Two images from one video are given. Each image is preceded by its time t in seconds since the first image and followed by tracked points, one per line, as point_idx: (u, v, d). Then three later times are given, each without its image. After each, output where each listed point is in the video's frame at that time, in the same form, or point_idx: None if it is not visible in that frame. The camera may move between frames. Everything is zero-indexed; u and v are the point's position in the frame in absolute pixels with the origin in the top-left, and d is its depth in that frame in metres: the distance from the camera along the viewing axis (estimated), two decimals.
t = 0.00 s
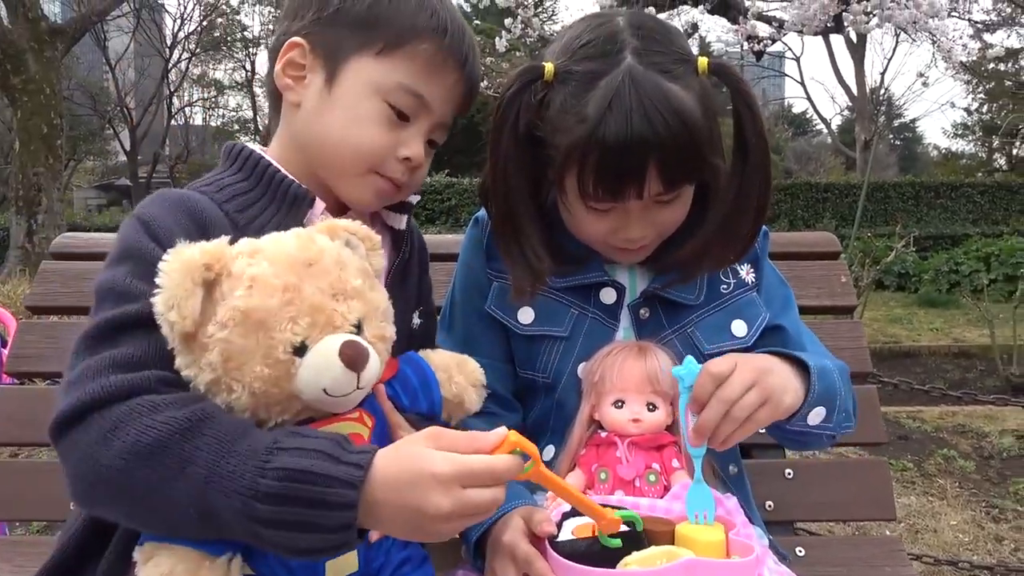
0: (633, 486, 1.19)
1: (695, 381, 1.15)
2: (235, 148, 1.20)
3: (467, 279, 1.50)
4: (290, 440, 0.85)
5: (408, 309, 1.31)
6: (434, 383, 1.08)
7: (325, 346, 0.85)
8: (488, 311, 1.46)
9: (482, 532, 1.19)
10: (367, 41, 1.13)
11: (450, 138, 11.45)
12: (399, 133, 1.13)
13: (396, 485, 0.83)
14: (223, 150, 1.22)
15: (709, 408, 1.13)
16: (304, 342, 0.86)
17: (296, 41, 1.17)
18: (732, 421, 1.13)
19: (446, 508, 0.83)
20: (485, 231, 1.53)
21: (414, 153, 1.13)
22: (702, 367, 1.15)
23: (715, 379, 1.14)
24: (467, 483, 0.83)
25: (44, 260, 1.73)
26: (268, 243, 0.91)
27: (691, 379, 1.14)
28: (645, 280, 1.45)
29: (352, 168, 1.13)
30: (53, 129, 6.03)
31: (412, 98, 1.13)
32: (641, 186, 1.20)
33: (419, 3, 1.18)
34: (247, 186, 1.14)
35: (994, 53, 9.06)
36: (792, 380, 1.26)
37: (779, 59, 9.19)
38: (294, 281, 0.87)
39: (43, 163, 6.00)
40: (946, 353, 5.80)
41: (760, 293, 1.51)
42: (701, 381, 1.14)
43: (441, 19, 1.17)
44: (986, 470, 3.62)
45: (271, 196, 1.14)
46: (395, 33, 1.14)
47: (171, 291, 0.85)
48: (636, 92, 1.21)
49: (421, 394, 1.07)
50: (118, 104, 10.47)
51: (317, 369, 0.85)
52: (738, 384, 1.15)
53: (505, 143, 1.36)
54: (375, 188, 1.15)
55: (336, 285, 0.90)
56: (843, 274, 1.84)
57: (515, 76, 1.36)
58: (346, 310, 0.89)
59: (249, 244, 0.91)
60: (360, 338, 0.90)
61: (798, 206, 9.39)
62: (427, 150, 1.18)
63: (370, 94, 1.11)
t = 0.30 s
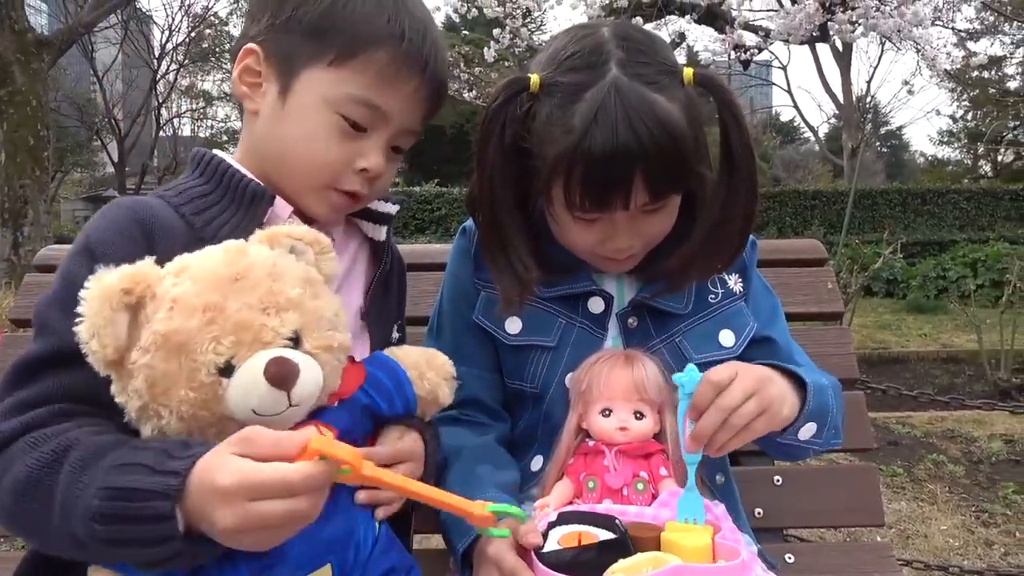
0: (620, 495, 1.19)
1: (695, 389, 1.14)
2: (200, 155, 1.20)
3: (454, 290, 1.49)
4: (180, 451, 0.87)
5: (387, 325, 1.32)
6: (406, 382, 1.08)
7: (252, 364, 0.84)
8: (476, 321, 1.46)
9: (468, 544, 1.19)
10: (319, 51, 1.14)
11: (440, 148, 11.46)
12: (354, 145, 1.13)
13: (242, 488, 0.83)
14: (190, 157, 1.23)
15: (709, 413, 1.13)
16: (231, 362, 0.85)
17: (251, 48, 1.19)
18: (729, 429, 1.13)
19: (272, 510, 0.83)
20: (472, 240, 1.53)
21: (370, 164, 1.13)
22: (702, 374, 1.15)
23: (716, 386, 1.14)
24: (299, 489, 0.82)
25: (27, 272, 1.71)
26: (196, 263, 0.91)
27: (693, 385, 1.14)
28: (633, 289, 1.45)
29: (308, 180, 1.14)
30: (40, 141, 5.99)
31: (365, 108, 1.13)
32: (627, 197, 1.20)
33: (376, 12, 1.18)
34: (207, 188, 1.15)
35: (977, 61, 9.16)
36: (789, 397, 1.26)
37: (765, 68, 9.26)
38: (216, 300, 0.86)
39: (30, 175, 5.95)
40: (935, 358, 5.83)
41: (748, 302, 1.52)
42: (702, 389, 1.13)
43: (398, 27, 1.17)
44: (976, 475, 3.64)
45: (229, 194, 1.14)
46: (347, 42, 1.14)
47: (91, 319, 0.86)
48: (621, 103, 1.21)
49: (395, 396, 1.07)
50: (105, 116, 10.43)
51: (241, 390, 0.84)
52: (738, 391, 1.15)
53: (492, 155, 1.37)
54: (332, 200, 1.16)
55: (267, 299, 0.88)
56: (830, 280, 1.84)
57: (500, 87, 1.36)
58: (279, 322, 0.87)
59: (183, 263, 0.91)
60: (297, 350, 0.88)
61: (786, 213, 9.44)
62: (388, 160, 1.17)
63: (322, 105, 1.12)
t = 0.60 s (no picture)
0: (618, 488, 1.19)
1: (755, 318, 1.18)
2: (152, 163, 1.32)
3: (451, 286, 1.49)
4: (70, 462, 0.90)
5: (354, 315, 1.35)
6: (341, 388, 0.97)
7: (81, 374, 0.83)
8: (473, 318, 1.46)
9: (467, 538, 1.20)
10: (240, 59, 1.16)
11: (436, 144, 11.45)
12: (283, 154, 1.15)
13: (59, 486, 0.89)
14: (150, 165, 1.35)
15: (747, 343, 1.17)
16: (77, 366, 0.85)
17: (184, 54, 1.26)
18: (752, 366, 1.18)
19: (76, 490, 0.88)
20: (469, 237, 1.53)
21: (297, 174, 1.15)
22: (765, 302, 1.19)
23: (770, 327, 1.18)
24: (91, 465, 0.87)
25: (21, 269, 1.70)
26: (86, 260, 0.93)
27: (751, 312, 1.18)
28: (632, 285, 1.46)
29: (237, 189, 1.19)
30: (35, 138, 5.97)
31: (284, 118, 1.13)
32: (621, 195, 1.21)
33: (295, 17, 1.17)
34: (148, 191, 1.27)
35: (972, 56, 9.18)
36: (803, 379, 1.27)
37: (762, 64, 9.25)
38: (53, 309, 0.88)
39: (26, 172, 5.87)
40: (932, 352, 5.85)
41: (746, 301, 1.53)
42: (760, 320, 1.18)
43: (313, 34, 1.16)
44: (972, 468, 3.65)
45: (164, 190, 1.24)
46: (262, 51, 1.15)
47: None
48: (616, 100, 1.21)
49: (325, 396, 0.99)
50: (101, 113, 10.39)
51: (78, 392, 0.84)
52: (787, 341, 1.18)
53: (486, 151, 1.37)
54: (266, 207, 1.21)
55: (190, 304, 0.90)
56: (826, 274, 1.85)
57: (495, 84, 1.37)
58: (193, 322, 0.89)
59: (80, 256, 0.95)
60: (146, 343, 0.87)
61: (783, 209, 9.45)
62: (323, 167, 1.18)
63: (246, 116, 1.14)
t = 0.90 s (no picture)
0: (615, 486, 1.21)
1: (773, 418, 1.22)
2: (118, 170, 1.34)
3: (450, 287, 1.51)
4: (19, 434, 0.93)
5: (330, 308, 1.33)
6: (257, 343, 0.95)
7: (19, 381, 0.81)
8: (474, 318, 1.48)
9: (466, 534, 1.22)
10: (169, 51, 1.15)
11: (437, 144, 11.47)
12: (236, 133, 1.13)
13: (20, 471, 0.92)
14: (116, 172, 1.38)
15: (751, 425, 1.23)
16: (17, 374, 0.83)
17: (124, 63, 1.26)
18: (742, 444, 1.25)
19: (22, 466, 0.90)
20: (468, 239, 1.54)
21: (256, 150, 1.13)
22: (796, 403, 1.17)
23: (780, 432, 1.22)
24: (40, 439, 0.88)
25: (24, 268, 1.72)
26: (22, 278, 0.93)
27: (771, 407, 1.18)
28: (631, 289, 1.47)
29: (199, 179, 1.17)
30: (36, 137, 5.98)
31: (228, 95, 1.12)
32: (617, 200, 1.23)
33: None
34: (112, 196, 1.29)
35: (972, 59, 9.19)
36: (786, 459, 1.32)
37: (762, 65, 9.28)
38: None
39: (26, 171, 5.87)
40: (930, 354, 5.87)
41: (742, 306, 1.55)
42: (776, 423, 1.22)
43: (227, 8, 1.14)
44: (969, 470, 3.67)
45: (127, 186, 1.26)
46: (186, 37, 1.13)
47: None
48: (612, 107, 1.23)
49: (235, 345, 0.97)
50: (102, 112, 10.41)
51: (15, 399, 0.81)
52: (788, 446, 1.24)
53: (484, 156, 1.38)
54: (232, 192, 1.18)
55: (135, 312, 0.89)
56: (822, 276, 1.87)
57: (496, 88, 1.38)
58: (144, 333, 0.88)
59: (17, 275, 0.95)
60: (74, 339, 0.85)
61: (782, 210, 9.47)
62: (283, 140, 1.16)
63: (189, 103, 1.13)
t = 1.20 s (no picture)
0: (612, 489, 1.22)
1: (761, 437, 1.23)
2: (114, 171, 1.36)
3: (451, 291, 1.52)
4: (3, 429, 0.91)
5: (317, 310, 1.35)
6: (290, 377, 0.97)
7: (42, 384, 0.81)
8: (473, 321, 1.49)
9: (464, 536, 1.23)
10: (175, 45, 1.17)
11: (437, 149, 11.49)
12: (231, 135, 1.16)
13: None
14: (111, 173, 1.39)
15: (736, 447, 1.24)
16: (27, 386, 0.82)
17: (133, 55, 1.27)
18: (724, 464, 1.26)
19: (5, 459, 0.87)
20: (469, 243, 1.56)
21: (247, 153, 1.16)
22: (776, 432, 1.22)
23: (764, 452, 1.24)
24: None
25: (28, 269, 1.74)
26: None
27: (756, 432, 1.21)
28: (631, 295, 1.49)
29: (187, 176, 1.19)
30: (36, 140, 6.00)
31: (229, 97, 1.14)
32: (620, 206, 1.25)
33: None
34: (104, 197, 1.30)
35: (972, 65, 9.21)
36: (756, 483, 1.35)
37: (762, 71, 9.31)
38: None
39: (27, 174, 5.89)
40: (929, 359, 5.88)
41: (739, 313, 1.57)
42: (764, 441, 1.23)
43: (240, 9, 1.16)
44: (967, 475, 3.68)
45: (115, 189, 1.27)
46: (197, 33, 1.15)
47: None
48: (620, 115, 1.25)
49: (275, 386, 0.99)
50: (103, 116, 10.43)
51: (35, 404, 0.81)
52: (769, 465, 1.26)
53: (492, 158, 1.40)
54: (217, 191, 1.21)
55: (50, 307, 0.84)
56: (819, 281, 1.88)
57: (504, 91, 1.40)
58: (66, 330, 0.83)
59: None
60: (104, 355, 0.85)
61: (782, 215, 9.49)
62: (274, 146, 1.19)
63: (188, 99, 1.15)
